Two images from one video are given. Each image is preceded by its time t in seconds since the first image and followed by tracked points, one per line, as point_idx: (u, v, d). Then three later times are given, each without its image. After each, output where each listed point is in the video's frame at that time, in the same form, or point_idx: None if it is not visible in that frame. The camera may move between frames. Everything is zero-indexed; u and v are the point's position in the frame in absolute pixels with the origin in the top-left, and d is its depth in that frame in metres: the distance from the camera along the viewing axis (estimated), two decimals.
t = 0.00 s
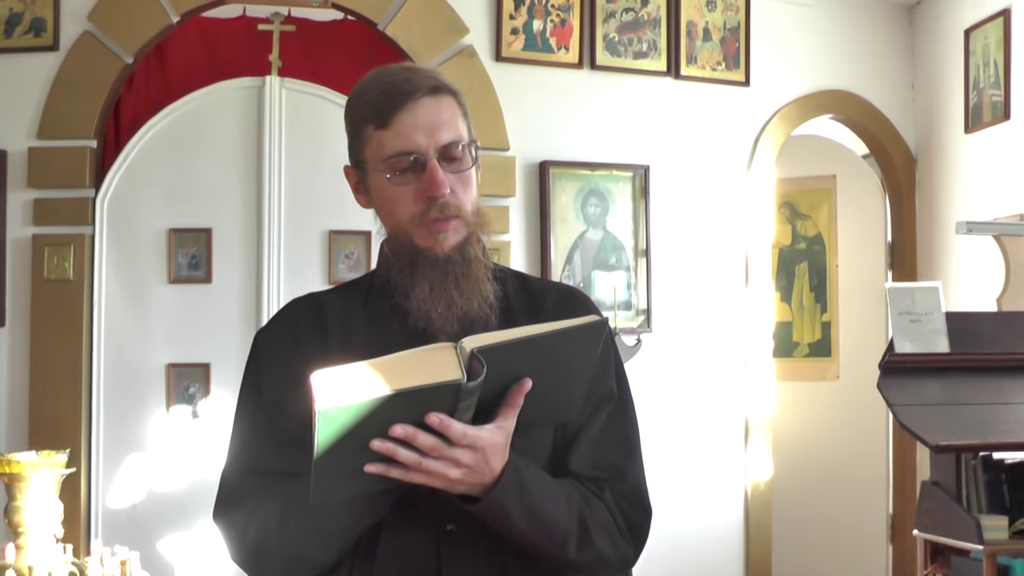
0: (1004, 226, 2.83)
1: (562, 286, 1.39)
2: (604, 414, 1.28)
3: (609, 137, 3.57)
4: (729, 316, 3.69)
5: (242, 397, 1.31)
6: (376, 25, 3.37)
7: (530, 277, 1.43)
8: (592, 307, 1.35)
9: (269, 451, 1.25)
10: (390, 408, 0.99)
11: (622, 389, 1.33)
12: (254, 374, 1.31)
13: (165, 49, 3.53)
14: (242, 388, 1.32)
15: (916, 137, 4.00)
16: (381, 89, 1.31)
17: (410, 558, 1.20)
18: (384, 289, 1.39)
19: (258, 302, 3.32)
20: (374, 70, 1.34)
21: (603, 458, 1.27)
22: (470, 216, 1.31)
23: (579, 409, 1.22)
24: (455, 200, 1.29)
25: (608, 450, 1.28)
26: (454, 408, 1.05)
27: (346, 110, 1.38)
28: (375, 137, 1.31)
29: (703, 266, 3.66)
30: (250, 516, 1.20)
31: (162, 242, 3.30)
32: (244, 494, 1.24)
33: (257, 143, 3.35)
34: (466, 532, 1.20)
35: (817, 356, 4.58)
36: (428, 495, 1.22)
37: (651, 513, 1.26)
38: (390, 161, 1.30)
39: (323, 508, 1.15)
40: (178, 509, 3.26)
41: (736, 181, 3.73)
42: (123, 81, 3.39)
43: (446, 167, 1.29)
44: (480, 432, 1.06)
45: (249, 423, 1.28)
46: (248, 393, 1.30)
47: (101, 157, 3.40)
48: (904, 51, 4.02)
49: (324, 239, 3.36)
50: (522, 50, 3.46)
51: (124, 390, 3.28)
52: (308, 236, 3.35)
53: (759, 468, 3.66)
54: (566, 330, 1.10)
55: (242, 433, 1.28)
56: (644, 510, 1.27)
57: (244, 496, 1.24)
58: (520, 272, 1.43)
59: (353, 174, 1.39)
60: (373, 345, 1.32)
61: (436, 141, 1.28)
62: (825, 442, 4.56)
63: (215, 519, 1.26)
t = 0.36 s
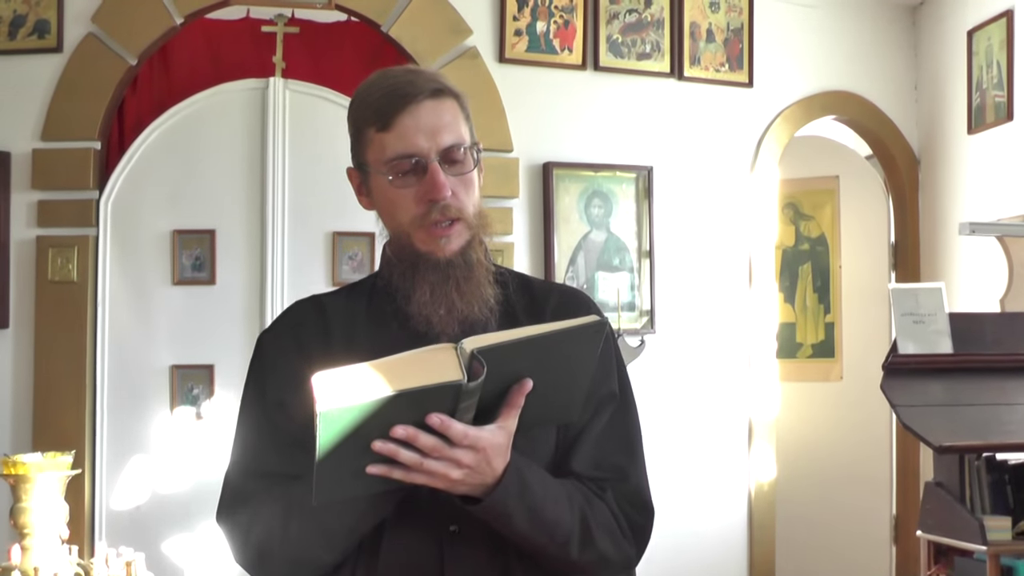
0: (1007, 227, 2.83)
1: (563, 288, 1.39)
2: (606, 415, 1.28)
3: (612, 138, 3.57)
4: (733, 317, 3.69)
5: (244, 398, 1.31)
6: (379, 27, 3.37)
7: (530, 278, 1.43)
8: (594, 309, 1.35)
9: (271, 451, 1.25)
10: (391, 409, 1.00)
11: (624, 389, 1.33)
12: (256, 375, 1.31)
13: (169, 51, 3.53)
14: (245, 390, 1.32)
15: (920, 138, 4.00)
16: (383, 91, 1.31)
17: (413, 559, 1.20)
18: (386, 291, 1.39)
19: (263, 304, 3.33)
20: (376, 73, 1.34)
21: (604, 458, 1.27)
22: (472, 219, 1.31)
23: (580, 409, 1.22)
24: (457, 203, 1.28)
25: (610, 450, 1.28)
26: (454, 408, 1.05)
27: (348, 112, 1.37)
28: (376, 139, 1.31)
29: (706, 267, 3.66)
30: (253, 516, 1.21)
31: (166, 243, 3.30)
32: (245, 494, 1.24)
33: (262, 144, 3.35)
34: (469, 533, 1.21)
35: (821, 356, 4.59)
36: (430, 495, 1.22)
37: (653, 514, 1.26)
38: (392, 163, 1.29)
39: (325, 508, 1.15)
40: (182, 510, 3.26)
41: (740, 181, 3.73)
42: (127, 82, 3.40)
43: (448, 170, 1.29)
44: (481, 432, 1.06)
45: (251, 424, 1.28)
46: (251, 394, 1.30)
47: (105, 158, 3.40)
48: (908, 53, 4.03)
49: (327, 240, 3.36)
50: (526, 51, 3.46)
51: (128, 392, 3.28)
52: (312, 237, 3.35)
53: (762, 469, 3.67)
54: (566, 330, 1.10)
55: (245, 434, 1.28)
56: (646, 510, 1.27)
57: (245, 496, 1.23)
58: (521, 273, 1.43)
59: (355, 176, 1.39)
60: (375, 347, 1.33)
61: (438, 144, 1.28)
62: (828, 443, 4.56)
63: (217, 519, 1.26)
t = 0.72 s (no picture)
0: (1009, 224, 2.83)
1: (577, 287, 1.38)
2: (620, 413, 1.28)
3: (613, 136, 3.57)
4: (734, 315, 3.69)
5: (258, 396, 1.31)
6: (380, 25, 3.37)
7: (545, 277, 1.42)
8: (609, 308, 1.34)
9: (284, 448, 1.25)
10: (409, 406, 1.00)
11: (638, 389, 1.32)
12: (269, 373, 1.31)
13: (170, 50, 3.52)
14: (258, 388, 1.31)
15: (921, 136, 4.00)
16: (400, 89, 1.30)
17: (428, 557, 1.19)
18: (400, 289, 1.37)
19: (265, 303, 3.33)
20: (393, 70, 1.33)
21: (618, 456, 1.27)
22: (488, 218, 1.31)
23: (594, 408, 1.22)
24: (474, 201, 1.28)
25: (624, 449, 1.27)
26: (473, 405, 1.05)
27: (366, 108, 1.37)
28: (393, 137, 1.31)
29: (707, 266, 3.66)
30: (265, 512, 1.21)
31: (166, 242, 3.30)
32: (257, 490, 1.25)
33: (264, 143, 3.35)
34: (485, 531, 1.20)
35: (822, 355, 4.59)
36: (449, 493, 1.21)
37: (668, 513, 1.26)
38: (409, 161, 1.29)
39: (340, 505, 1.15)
40: (185, 509, 3.26)
41: (741, 179, 3.73)
42: (128, 81, 3.40)
43: (464, 167, 1.29)
44: (498, 430, 1.06)
45: (265, 422, 1.28)
46: (264, 392, 1.30)
47: (106, 157, 3.41)
48: (908, 50, 4.03)
49: (329, 239, 3.37)
50: (527, 50, 3.46)
51: (130, 391, 3.28)
52: (315, 236, 3.35)
53: (764, 467, 3.67)
54: (582, 327, 1.09)
55: (259, 432, 1.28)
56: (660, 509, 1.26)
57: (258, 492, 1.25)
58: (535, 272, 1.42)
59: (372, 173, 1.39)
60: (388, 345, 1.31)
61: (455, 142, 1.27)
62: (830, 441, 4.56)
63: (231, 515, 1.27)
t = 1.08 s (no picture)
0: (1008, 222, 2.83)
1: (602, 287, 1.38)
2: (644, 412, 1.27)
3: (614, 135, 3.57)
4: (734, 312, 3.69)
5: (282, 389, 1.29)
6: (380, 25, 3.37)
7: (572, 275, 1.43)
8: (635, 307, 1.34)
9: (308, 442, 1.24)
10: (440, 402, 0.98)
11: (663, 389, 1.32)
12: (294, 365, 1.29)
13: (170, 49, 3.51)
14: (282, 380, 1.30)
15: (921, 135, 4.01)
16: (431, 86, 1.28)
17: (449, 555, 1.18)
18: (425, 288, 1.36)
19: (264, 302, 3.32)
20: (424, 66, 1.31)
21: (643, 456, 1.27)
22: (517, 218, 1.29)
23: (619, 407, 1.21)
24: (505, 201, 1.26)
25: (649, 449, 1.27)
26: (502, 402, 1.03)
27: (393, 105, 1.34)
28: (425, 134, 1.28)
29: (707, 265, 3.66)
30: (286, 507, 1.20)
31: (166, 242, 3.30)
32: (279, 485, 1.23)
33: (263, 143, 3.35)
34: (507, 528, 1.19)
35: (822, 353, 4.59)
36: (471, 491, 1.21)
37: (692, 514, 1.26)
38: (441, 159, 1.26)
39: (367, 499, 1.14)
40: (185, 509, 3.26)
41: (741, 177, 3.73)
42: (128, 80, 3.40)
43: (495, 167, 1.26)
44: (527, 427, 1.05)
45: (286, 417, 1.25)
46: (288, 386, 1.28)
47: (105, 156, 3.41)
48: (907, 49, 4.03)
49: (329, 238, 3.37)
50: (526, 49, 3.46)
51: (130, 390, 3.28)
52: (314, 236, 3.36)
53: (764, 467, 3.68)
54: (613, 324, 1.08)
55: (280, 427, 1.25)
56: (684, 510, 1.26)
57: (280, 486, 1.22)
58: (563, 270, 1.42)
59: (400, 169, 1.36)
60: (413, 343, 1.31)
61: (488, 141, 1.25)
62: (831, 439, 4.56)
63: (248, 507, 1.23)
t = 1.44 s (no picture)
0: (1005, 221, 2.84)
1: (625, 287, 1.39)
2: (666, 414, 1.27)
3: (611, 135, 3.57)
4: (730, 312, 3.69)
5: (304, 384, 1.29)
6: (377, 24, 3.37)
7: (595, 274, 1.43)
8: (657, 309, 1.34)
9: (330, 438, 1.25)
10: (465, 398, 0.98)
11: (684, 390, 1.31)
12: (317, 360, 1.29)
13: (166, 49, 3.52)
14: (304, 374, 1.30)
15: (917, 135, 4.01)
16: (459, 82, 1.28)
17: (470, 554, 1.18)
18: (447, 284, 1.36)
19: (260, 302, 3.32)
20: (452, 62, 1.32)
21: (663, 456, 1.26)
22: (541, 214, 1.30)
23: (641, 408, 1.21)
24: (529, 198, 1.26)
25: (669, 449, 1.27)
26: (527, 400, 1.03)
27: (419, 101, 1.35)
28: (450, 131, 1.28)
29: (704, 265, 3.66)
30: (309, 504, 1.20)
31: (162, 241, 3.30)
32: (301, 481, 1.23)
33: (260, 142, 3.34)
34: (528, 525, 1.20)
35: (819, 353, 4.59)
36: (489, 489, 1.21)
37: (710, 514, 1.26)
38: (467, 156, 1.26)
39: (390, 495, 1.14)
40: (183, 509, 3.26)
41: (738, 177, 3.73)
42: (124, 81, 3.40)
43: (521, 165, 1.26)
44: (550, 425, 1.04)
45: (310, 413, 1.26)
46: (310, 381, 1.28)
47: (102, 156, 3.40)
48: (904, 49, 4.04)
49: (326, 238, 3.37)
50: (524, 48, 3.46)
51: (127, 390, 3.28)
52: (311, 236, 3.36)
53: (761, 467, 3.68)
54: (639, 324, 1.07)
55: (303, 423, 1.25)
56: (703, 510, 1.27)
57: (303, 482, 1.23)
58: (586, 269, 1.43)
59: (423, 165, 1.36)
60: (436, 339, 1.31)
61: (514, 138, 1.25)
62: (829, 438, 4.57)
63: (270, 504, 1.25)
